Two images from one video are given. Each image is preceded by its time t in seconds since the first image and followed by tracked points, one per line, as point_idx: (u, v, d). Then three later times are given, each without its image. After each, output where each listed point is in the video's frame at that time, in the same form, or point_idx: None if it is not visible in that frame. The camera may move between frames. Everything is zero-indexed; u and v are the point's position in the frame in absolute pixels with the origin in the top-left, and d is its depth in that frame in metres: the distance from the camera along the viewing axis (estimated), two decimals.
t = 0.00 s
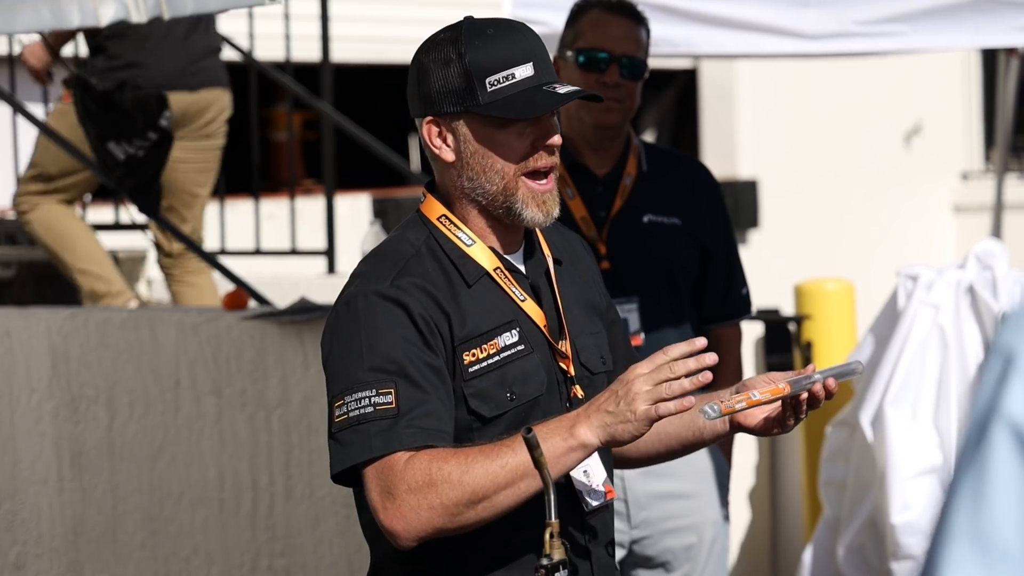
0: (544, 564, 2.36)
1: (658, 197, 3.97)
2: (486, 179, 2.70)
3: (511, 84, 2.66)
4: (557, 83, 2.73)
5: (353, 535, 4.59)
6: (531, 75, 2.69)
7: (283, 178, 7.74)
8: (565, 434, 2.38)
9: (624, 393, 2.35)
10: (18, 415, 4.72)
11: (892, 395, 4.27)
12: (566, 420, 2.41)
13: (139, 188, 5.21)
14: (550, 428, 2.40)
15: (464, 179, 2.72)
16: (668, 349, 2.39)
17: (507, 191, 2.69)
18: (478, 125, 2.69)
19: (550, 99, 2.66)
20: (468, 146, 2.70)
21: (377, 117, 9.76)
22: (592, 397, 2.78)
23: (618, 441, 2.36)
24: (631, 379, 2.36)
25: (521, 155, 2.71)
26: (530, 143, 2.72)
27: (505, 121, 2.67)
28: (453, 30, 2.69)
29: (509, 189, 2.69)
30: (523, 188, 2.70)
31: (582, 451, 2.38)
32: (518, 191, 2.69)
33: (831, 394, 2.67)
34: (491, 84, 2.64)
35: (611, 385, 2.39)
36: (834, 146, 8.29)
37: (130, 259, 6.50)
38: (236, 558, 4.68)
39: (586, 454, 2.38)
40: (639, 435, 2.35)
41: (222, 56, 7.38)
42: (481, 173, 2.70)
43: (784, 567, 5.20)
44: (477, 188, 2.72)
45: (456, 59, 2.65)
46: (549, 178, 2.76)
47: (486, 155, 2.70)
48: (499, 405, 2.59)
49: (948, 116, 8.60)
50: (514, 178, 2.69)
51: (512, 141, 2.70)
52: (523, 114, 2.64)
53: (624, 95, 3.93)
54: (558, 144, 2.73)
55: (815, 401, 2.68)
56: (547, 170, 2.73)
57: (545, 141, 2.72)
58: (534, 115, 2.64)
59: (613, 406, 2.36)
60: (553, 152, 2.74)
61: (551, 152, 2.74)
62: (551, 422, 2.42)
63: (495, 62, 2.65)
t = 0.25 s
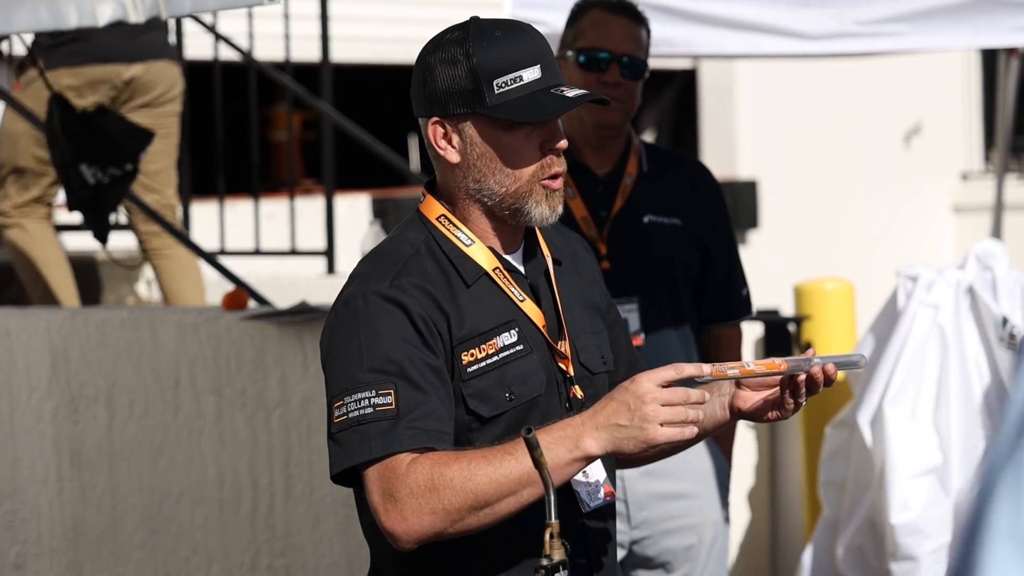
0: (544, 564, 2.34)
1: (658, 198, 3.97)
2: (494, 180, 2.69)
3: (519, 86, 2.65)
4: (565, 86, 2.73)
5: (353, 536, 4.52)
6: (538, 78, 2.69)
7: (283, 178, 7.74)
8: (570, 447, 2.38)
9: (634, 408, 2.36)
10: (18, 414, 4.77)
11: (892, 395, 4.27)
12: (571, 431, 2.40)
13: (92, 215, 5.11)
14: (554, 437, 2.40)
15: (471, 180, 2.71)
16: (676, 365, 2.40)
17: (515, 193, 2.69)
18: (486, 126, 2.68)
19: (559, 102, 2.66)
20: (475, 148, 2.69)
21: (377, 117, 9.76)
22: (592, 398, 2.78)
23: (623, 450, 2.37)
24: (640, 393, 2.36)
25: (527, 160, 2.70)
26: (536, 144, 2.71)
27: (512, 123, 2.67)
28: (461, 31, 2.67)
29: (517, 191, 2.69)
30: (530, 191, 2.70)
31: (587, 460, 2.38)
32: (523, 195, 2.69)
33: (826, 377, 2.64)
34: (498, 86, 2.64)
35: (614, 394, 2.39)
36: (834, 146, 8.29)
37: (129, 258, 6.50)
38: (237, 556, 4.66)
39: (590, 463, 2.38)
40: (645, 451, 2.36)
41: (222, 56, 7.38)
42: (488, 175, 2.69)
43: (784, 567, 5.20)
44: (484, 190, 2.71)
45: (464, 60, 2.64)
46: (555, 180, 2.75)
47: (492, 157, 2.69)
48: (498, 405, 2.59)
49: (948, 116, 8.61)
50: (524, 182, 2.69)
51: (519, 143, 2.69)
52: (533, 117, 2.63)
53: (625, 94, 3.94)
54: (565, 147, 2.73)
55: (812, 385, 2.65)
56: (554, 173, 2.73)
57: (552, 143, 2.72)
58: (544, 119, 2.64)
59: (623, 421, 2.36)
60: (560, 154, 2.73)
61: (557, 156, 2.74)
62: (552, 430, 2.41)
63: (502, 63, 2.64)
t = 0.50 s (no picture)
0: (543, 563, 2.32)
1: (658, 197, 3.97)
2: (493, 181, 2.67)
3: (524, 88, 2.64)
4: (570, 91, 2.73)
5: (353, 534, 4.52)
6: (543, 80, 2.69)
7: (282, 177, 7.73)
8: (579, 454, 2.38)
9: (638, 415, 2.35)
10: (18, 413, 4.78)
11: (892, 395, 4.26)
12: (575, 437, 2.40)
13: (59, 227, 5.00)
14: (559, 445, 2.39)
15: (471, 179, 2.69)
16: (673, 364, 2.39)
17: (514, 194, 2.67)
18: (489, 126, 2.67)
19: (563, 104, 2.66)
20: (477, 147, 2.68)
21: (376, 115, 9.76)
22: (591, 397, 2.78)
23: (631, 453, 2.38)
24: (641, 398, 2.35)
25: (529, 162, 2.69)
26: (537, 147, 2.70)
27: (514, 124, 2.65)
28: (467, 29, 2.66)
29: (516, 192, 2.67)
30: (531, 191, 2.68)
31: (595, 464, 2.39)
32: (524, 196, 2.67)
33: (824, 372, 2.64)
34: (504, 87, 2.62)
35: (615, 399, 2.38)
36: (834, 146, 8.29)
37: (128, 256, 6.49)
38: (235, 556, 4.66)
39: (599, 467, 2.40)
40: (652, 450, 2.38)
41: (222, 55, 7.37)
42: (488, 175, 2.67)
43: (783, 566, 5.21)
44: (483, 190, 2.69)
45: (470, 59, 2.63)
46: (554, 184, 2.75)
47: (493, 158, 2.67)
48: (498, 403, 2.58)
49: (948, 116, 8.61)
50: (522, 183, 2.67)
51: (520, 145, 2.68)
52: (536, 121, 2.62)
53: (625, 94, 3.94)
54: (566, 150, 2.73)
55: (809, 381, 2.66)
56: (552, 175, 2.73)
57: (552, 146, 2.71)
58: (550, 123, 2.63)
59: (630, 428, 2.36)
60: (558, 157, 2.73)
61: (558, 159, 2.74)
62: (557, 435, 2.41)
63: (507, 64, 2.63)
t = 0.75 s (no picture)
0: (542, 562, 2.30)
1: (658, 196, 3.97)
2: (489, 183, 2.67)
3: (525, 93, 2.64)
4: (571, 97, 2.72)
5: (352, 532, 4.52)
6: (545, 86, 2.68)
7: (282, 176, 7.73)
8: (602, 473, 2.37)
9: (660, 435, 2.32)
10: (19, 412, 4.82)
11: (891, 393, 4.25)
12: (596, 454, 2.38)
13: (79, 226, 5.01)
14: (580, 463, 2.37)
15: (467, 180, 2.69)
16: (690, 379, 2.34)
17: (510, 197, 2.67)
18: (489, 130, 2.66)
19: (563, 112, 2.65)
20: (475, 149, 2.67)
21: (376, 114, 9.76)
22: (588, 395, 2.77)
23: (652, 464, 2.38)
24: (662, 419, 2.31)
25: (526, 167, 2.68)
26: (535, 150, 2.69)
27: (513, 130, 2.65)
28: (472, 30, 2.65)
29: (512, 195, 2.67)
30: (527, 195, 2.68)
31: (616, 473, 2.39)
32: (520, 200, 2.67)
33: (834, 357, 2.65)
34: (505, 92, 2.62)
35: (637, 414, 2.34)
36: (834, 145, 8.29)
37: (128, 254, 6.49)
38: (235, 554, 4.65)
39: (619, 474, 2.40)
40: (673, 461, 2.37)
41: (223, 54, 7.37)
42: (484, 177, 2.67)
43: (782, 565, 5.21)
44: (480, 192, 2.68)
45: (473, 62, 2.61)
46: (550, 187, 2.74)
47: (490, 161, 2.67)
48: (499, 399, 2.57)
49: (947, 116, 8.62)
50: (518, 188, 2.67)
51: (518, 149, 2.67)
52: (533, 126, 2.60)
53: (624, 93, 3.94)
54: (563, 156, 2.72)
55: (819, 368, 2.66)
56: (548, 179, 2.72)
57: (549, 151, 2.71)
58: (550, 130, 2.61)
59: (653, 448, 2.34)
60: (555, 163, 2.72)
61: (555, 165, 2.73)
62: (576, 446, 2.39)
63: (510, 68, 2.62)
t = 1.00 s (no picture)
0: (541, 558, 2.30)
1: (658, 193, 3.97)
2: (484, 182, 2.67)
3: (517, 89, 2.64)
4: (561, 91, 2.73)
5: (351, 532, 4.45)
6: (535, 81, 2.68)
7: (282, 173, 7.73)
8: (635, 497, 2.39)
9: (697, 468, 2.34)
10: (19, 408, 4.87)
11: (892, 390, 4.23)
12: (630, 480, 2.39)
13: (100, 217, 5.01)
14: (613, 487, 2.39)
15: (461, 180, 2.69)
16: (728, 412, 2.33)
17: (504, 196, 2.67)
18: (480, 127, 2.65)
19: (555, 106, 2.65)
20: (468, 147, 2.66)
21: (376, 110, 9.76)
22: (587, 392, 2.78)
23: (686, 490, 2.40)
24: (702, 453, 2.32)
25: (519, 164, 2.68)
26: (529, 147, 2.69)
27: (505, 127, 2.64)
28: (461, 28, 2.66)
29: (506, 194, 2.67)
30: (519, 194, 2.68)
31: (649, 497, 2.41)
32: (513, 200, 2.67)
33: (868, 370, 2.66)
34: (496, 88, 2.62)
35: (674, 446, 2.35)
36: (835, 143, 8.28)
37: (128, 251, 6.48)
38: (234, 551, 4.65)
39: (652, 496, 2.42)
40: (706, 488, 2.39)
41: (223, 50, 7.36)
42: (479, 176, 2.67)
43: (781, 562, 5.22)
44: (474, 192, 2.68)
45: (464, 61, 2.62)
46: (545, 183, 2.74)
47: (484, 160, 2.66)
48: (503, 394, 2.59)
49: (948, 113, 8.61)
50: (513, 186, 2.67)
51: (511, 147, 2.67)
52: (527, 121, 2.61)
53: (625, 88, 3.93)
54: (556, 151, 2.72)
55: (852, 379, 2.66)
56: (541, 176, 2.72)
57: (541, 147, 2.70)
58: (541, 124, 2.61)
59: (689, 478, 2.35)
60: (548, 160, 2.72)
61: (548, 160, 2.73)
62: (612, 471, 2.40)
63: (501, 65, 2.63)
